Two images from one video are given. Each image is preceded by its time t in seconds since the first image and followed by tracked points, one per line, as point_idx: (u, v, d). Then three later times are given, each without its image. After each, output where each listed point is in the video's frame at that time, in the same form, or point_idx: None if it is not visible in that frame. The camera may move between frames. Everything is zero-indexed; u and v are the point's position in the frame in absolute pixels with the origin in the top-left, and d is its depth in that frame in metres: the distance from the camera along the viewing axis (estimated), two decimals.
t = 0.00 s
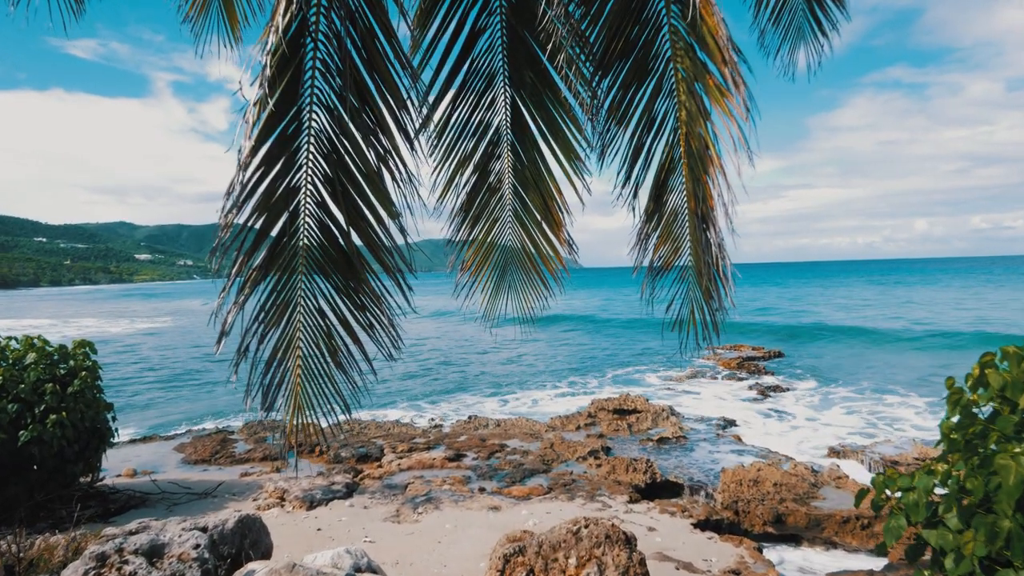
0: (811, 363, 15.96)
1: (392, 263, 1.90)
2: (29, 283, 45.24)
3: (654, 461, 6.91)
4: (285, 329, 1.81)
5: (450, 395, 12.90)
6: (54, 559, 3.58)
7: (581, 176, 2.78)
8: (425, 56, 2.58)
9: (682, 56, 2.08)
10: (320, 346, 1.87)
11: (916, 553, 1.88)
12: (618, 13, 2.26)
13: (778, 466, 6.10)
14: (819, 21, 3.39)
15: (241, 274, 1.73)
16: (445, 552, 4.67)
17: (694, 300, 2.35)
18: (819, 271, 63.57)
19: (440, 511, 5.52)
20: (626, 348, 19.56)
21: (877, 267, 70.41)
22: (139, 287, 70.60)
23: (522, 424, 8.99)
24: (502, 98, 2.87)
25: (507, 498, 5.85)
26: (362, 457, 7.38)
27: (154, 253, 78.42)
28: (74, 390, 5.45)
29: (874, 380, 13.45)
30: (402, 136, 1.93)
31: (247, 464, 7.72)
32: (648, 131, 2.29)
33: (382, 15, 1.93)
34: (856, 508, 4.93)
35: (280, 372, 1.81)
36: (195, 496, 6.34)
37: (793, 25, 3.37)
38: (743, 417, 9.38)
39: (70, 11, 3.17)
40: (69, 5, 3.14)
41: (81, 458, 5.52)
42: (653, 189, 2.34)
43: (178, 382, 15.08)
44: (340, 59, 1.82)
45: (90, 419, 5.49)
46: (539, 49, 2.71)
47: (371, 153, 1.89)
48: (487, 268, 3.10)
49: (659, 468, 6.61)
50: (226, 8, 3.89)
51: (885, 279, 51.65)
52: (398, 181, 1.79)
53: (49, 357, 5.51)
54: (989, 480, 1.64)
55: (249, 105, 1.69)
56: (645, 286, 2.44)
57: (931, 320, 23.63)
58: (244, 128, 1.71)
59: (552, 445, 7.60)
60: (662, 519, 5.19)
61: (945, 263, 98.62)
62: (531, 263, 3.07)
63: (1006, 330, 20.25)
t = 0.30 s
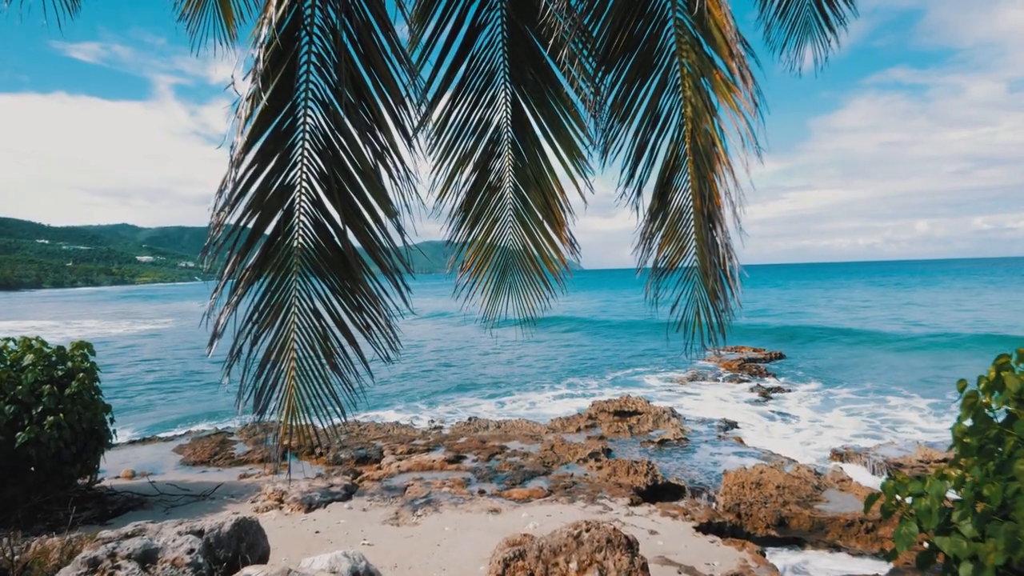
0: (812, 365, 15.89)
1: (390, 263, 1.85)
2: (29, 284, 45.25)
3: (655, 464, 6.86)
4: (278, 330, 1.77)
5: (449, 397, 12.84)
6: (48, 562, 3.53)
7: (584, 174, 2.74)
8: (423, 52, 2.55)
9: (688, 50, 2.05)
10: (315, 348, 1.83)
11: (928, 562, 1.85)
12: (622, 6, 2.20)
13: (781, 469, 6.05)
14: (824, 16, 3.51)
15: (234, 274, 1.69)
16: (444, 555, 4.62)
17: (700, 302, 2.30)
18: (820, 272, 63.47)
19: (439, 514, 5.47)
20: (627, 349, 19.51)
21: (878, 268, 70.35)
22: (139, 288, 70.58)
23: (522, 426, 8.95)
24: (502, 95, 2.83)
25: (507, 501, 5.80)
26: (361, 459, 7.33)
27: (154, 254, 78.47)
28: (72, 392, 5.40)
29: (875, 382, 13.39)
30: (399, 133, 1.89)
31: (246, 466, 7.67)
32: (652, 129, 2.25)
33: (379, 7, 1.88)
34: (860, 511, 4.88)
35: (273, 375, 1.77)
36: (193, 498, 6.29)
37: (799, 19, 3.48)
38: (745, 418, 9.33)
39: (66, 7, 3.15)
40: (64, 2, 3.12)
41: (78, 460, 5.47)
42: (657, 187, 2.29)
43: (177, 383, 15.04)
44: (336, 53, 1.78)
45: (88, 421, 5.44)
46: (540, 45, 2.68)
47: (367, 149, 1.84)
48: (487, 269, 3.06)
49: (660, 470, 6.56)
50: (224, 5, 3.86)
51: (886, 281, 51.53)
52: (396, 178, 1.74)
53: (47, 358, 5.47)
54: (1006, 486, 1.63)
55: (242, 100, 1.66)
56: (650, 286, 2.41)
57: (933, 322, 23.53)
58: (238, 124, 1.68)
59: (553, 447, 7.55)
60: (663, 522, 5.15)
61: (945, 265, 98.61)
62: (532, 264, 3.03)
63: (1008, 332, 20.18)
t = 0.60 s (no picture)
0: (814, 367, 15.82)
1: (388, 263, 1.81)
2: (31, 286, 45.36)
3: (657, 466, 6.81)
4: (274, 332, 1.72)
5: (450, 399, 12.80)
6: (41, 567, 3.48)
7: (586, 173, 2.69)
8: (423, 49, 2.51)
9: (693, 46, 1.99)
10: (312, 350, 1.78)
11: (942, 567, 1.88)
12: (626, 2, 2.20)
13: (784, 472, 6.00)
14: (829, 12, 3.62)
15: (228, 275, 1.64)
16: (444, 559, 4.58)
17: (704, 303, 2.25)
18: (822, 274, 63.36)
19: (439, 517, 5.42)
20: (628, 351, 19.46)
21: (880, 270, 70.25)
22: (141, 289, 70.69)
23: (523, 428, 8.90)
24: (502, 93, 2.78)
25: (507, 504, 5.75)
26: (361, 461, 7.29)
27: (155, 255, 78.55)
28: (70, 393, 5.35)
29: (878, 384, 13.33)
30: (397, 130, 1.84)
31: (245, 468, 7.63)
32: (656, 126, 2.21)
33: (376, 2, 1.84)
34: (865, 515, 4.83)
35: (269, 377, 1.73)
36: (191, 500, 6.25)
37: (803, 15, 3.61)
38: (747, 421, 9.28)
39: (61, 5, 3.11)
40: None
41: (77, 462, 5.42)
42: (660, 185, 2.26)
43: (177, 385, 15.01)
44: (333, 49, 1.74)
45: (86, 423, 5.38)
46: (542, 42, 2.63)
47: (365, 147, 1.79)
48: (487, 269, 3.01)
49: (661, 473, 6.51)
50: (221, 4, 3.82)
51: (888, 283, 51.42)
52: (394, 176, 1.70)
53: (46, 359, 5.43)
54: None
55: (235, 96, 1.61)
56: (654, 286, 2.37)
57: (936, 323, 23.42)
58: (231, 120, 1.63)
59: (553, 449, 7.50)
60: (666, 526, 5.10)
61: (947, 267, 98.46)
62: (534, 265, 2.99)
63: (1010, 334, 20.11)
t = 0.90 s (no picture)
0: (817, 369, 15.72)
1: (386, 263, 1.74)
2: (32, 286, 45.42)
3: (660, 470, 6.74)
4: (270, 334, 1.64)
5: (450, 401, 12.73)
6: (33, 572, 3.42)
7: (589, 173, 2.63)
8: (422, 46, 2.45)
9: (698, 42, 1.95)
10: (308, 354, 1.70)
11: None
12: None
13: (788, 476, 5.93)
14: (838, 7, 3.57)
15: (221, 276, 1.58)
16: (444, 564, 4.52)
17: (713, 304, 2.18)
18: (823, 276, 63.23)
19: (438, 521, 5.35)
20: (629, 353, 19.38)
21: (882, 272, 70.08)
22: (142, 290, 70.71)
23: (524, 430, 8.83)
24: (503, 90, 2.72)
25: (508, 508, 5.68)
26: (360, 463, 7.23)
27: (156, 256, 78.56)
28: (68, 395, 5.27)
29: (881, 387, 13.24)
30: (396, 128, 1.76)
31: (243, 470, 7.56)
32: (661, 124, 2.15)
33: None
34: (872, 521, 4.76)
35: (264, 382, 1.65)
36: (189, 503, 6.19)
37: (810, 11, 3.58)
38: (750, 424, 9.20)
39: None
40: None
41: (73, 464, 5.34)
42: (665, 185, 2.19)
43: (176, 385, 14.95)
44: (328, 43, 1.67)
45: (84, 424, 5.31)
46: (544, 39, 2.57)
47: (362, 145, 1.71)
48: (489, 269, 2.94)
49: (664, 476, 6.44)
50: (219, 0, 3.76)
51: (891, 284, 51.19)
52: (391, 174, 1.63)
53: (43, 360, 5.36)
54: None
55: (229, 93, 1.56)
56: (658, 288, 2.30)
57: (940, 326, 23.30)
58: (224, 117, 1.57)
59: (555, 451, 7.43)
60: (669, 531, 5.03)
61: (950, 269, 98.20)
62: (536, 267, 2.92)
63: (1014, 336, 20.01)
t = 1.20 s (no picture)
0: (820, 371, 15.63)
1: (385, 264, 1.55)
2: (34, 287, 45.51)
3: (663, 474, 6.66)
4: (264, 337, 1.50)
5: (450, 403, 12.66)
6: None
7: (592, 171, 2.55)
8: (421, 43, 2.39)
9: (704, 38, 1.86)
10: (304, 357, 1.56)
11: None
12: None
13: (793, 480, 5.86)
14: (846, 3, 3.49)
15: (213, 277, 1.43)
16: (444, 570, 4.45)
17: (720, 305, 2.09)
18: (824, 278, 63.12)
19: (438, 525, 5.28)
20: (630, 355, 19.30)
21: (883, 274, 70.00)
22: (144, 291, 70.87)
23: (525, 433, 8.75)
24: (504, 88, 2.65)
25: (509, 512, 5.60)
26: (359, 466, 7.16)
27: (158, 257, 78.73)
28: (63, 396, 5.20)
29: (885, 390, 13.16)
30: (399, 125, 1.54)
31: (242, 472, 7.50)
32: (665, 123, 2.07)
33: None
34: (879, 527, 4.68)
35: (258, 387, 1.50)
36: (186, 506, 6.12)
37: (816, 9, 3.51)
38: (753, 427, 9.12)
39: None
40: None
41: (69, 466, 5.28)
42: (669, 184, 2.12)
43: (175, 386, 14.90)
44: (326, 35, 1.46)
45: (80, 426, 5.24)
46: (547, 36, 2.48)
47: (359, 142, 1.49)
48: (492, 266, 2.87)
49: (667, 481, 6.36)
50: None
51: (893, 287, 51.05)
52: (389, 171, 1.56)
53: (39, 361, 5.29)
54: None
55: (220, 88, 1.38)
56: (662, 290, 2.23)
57: (943, 329, 23.18)
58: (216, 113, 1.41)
59: (556, 455, 7.34)
60: (672, 537, 4.96)
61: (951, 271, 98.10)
62: (538, 267, 2.86)
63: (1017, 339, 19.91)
